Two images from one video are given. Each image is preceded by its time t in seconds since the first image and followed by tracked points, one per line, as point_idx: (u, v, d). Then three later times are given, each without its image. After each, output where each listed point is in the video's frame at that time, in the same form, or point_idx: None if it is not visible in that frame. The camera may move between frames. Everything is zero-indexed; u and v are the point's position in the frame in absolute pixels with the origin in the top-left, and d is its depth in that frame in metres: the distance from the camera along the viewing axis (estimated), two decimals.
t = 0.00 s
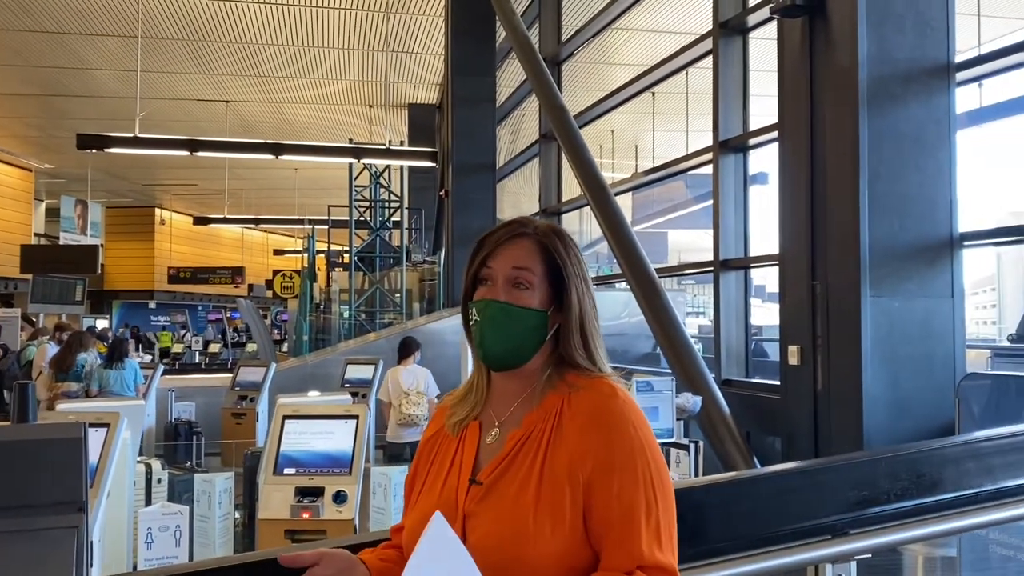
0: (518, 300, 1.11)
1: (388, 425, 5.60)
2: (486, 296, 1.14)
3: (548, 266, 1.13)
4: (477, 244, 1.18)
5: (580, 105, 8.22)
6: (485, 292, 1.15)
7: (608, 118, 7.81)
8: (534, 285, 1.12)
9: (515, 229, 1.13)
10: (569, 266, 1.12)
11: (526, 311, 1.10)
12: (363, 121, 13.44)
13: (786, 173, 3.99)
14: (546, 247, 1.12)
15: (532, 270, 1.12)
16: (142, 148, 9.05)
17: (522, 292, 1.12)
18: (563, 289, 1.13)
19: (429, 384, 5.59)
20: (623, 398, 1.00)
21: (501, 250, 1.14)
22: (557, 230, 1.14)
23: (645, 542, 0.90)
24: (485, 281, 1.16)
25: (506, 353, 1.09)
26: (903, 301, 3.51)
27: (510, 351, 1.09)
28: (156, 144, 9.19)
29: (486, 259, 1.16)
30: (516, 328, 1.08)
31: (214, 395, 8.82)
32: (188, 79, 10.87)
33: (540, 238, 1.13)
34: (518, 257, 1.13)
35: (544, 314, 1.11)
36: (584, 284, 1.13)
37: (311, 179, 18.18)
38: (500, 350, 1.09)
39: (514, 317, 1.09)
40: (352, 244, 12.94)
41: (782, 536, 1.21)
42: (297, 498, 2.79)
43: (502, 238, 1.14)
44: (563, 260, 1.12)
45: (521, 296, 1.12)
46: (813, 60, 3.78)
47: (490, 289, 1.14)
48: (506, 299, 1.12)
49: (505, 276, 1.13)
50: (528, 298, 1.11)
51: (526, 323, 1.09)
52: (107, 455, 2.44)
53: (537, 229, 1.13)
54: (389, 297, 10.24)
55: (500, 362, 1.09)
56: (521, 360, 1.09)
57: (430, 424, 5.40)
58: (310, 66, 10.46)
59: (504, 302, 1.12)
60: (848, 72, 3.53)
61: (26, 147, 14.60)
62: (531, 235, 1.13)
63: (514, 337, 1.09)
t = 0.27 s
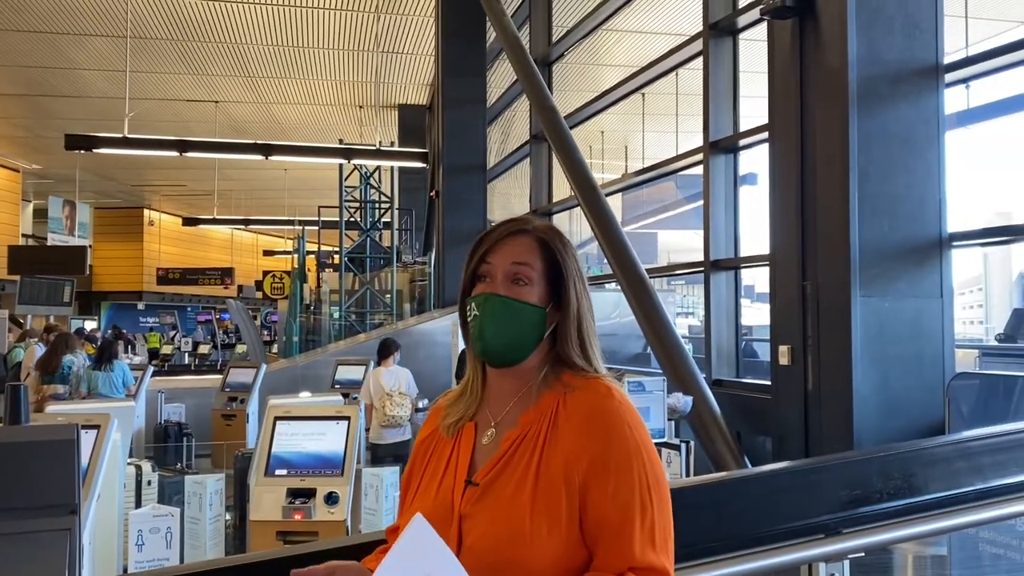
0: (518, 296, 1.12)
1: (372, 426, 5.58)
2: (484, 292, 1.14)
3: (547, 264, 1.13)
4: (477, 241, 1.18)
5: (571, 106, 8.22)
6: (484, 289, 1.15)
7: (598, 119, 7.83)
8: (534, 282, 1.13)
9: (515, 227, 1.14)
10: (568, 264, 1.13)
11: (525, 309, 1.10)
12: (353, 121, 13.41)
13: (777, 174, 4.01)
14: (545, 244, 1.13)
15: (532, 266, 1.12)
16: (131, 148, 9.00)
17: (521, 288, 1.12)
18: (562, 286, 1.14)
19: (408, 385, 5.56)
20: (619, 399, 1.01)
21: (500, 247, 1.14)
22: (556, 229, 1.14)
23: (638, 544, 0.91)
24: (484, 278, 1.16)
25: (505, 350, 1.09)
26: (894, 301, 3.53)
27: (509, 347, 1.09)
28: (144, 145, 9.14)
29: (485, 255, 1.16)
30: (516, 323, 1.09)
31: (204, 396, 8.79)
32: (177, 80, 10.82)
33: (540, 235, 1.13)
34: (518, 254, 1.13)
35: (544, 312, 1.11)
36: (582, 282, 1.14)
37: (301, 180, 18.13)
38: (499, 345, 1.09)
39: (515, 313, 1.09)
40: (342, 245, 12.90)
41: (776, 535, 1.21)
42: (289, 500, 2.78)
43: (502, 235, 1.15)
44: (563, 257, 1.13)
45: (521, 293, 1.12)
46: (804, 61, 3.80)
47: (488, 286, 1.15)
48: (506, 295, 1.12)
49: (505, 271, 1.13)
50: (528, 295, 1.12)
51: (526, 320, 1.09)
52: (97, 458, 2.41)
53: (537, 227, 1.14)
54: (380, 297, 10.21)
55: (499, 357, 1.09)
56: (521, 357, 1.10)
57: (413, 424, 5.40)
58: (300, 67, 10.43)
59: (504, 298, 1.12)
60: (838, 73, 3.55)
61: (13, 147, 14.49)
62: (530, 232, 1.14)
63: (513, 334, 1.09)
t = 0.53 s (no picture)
0: (519, 297, 1.12)
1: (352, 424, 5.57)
2: (483, 292, 1.14)
3: (547, 264, 1.13)
4: (478, 241, 1.18)
5: (565, 105, 8.23)
6: (483, 289, 1.15)
7: (592, 119, 7.84)
8: (535, 282, 1.12)
9: (516, 228, 1.14)
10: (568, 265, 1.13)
11: (526, 309, 1.10)
12: (347, 121, 13.39)
13: (771, 173, 4.01)
14: (545, 245, 1.13)
15: (533, 267, 1.12)
16: (125, 148, 8.97)
17: (522, 289, 1.12)
18: (561, 288, 1.14)
19: (391, 385, 5.58)
20: (616, 398, 1.01)
21: (501, 247, 1.14)
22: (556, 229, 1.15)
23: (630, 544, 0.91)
24: (484, 278, 1.16)
25: (505, 350, 1.09)
26: (887, 300, 3.54)
27: (508, 347, 1.09)
28: (137, 144, 9.11)
29: (485, 255, 1.16)
30: (516, 324, 1.08)
31: (198, 397, 8.77)
32: (170, 79, 10.79)
33: (541, 235, 1.13)
34: (519, 254, 1.13)
35: (543, 313, 1.11)
36: (581, 284, 1.14)
37: (295, 180, 18.09)
38: (498, 345, 1.09)
39: (514, 313, 1.09)
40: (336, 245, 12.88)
41: (773, 534, 1.22)
42: (284, 500, 2.76)
43: (504, 234, 1.14)
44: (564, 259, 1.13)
45: (522, 293, 1.12)
46: (798, 61, 3.81)
47: (489, 286, 1.14)
48: (507, 295, 1.12)
49: (505, 272, 1.13)
50: (529, 295, 1.12)
51: (526, 320, 1.09)
52: (90, 458, 2.39)
53: (537, 228, 1.14)
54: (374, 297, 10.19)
55: (498, 357, 1.09)
56: (520, 357, 1.10)
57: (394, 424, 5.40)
58: (293, 66, 10.41)
59: (505, 297, 1.12)
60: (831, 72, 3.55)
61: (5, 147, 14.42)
62: (531, 232, 1.14)
63: (513, 334, 1.09)
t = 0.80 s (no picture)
0: (513, 297, 1.11)
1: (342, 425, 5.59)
2: (479, 294, 1.13)
3: (542, 264, 1.13)
4: (471, 242, 1.18)
5: (563, 104, 8.22)
6: (479, 290, 1.15)
7: (591, 118, 7.83)
8: (529, 282, 1.12)
9: (509, 228, 1.13)
10: (563, 264, 1.13)
11: (521, 310, 1.10)
12: (345, 121, 13.38)
13: (770, 171, 4.01)
14: (539, 244, 1.13)
15: (527, 267, 1.12)
16: (122, 148, 8.96)
17: (517, 289, 1.12)
18: (557, 287, 1.14)
19: (383, 385, 5.59)
20: (614, 396, 1.00)
21: (495, 247, 1.14)
22: (551, 229, 1.14)
23: (630, 541, 0.90)
24: (479, 279, 1.16)
25: (501, 350, 1.09)
26: (886, 299, 3.54)
27: (504, 347, 1.08)
28: (135, 145, 9.10)
29: (479, 255, 1.16)
30: (512, 325, 1.08)
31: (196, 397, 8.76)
32: (167, 79, 10.77)
33: (534, 235, 1.13)
34: (513, 254, 1.13)
35: (539, 313, 1.11)
36: (576, 282, 1.14)
37: (293, 180, 18.08)
38: (495, 347, 1.08)
39: (510, 314, 1.09)
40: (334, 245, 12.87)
41: (772, 532, 1.21)
42: (283, 500, 2.76)
43: (497, 235, 1.14)
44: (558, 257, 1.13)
45: (517, 294, 1.12)
46: (796, 60, 3.81)
47: (483, 287, 1.14)
48: (501, 296, 1.12)
49: (500, 273, 1.13)
50: (524, 296, 1.12)
51: (522, 320, 1.09)
52: (89, 457, 2.38)
53: (531, 227, 1.14)
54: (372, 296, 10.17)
55: (494, 358, 1.09)
56: (517, 357, 1.10)
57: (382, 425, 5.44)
58: (290, 66, 10.40)
59: (500, 298, 1.12)
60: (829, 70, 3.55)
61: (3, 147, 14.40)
62: (524, 232, 1.13)
63: (509, 334, 1.09)
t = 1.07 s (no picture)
0: (510, 297, 1.11)
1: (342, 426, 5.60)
2: (477, 294, 1.14)
3: (540, 264, 1.13)
4: (469, 242, 1.18)
5: (566, 103, 8.22)
6: (477, 290, 1.15)
7: (594, 117, 7.82)
8: (527, 281, 1.12)
9: (507, 228, 1.14)
10: (560, 264, 1.13)
11: (519, 310, 1.10)
12: (348, 120, 13.38)
13: (773, 170, 4.01)
14: (536, 243, 1.13)
15: (524, 267, 1.12)
16: (126, 148, 8.97)
17: (515, 289, 1.12)
18: (555, 287, 1.14)
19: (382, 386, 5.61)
20: (613, 395, 1.00)
21: (493, 247, 1.14)
22: (548, 228, 1.15)
23: (629, 541, 0.91)
24: (477, 279, 1.16)
25: (499, 350, 1.09)
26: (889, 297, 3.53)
27: (503, 347, 1.09)
28: (138, 145, 9.11)
29: (477, 255, 1.16)
30: (510, 324, 1.08)
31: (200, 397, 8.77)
32: (170, 80, 10.78)
33: (532, 234, 1.13)
34: (511, 254, 1.13)
35: (537, 312, 1.11)
36: (573, 281, 1.14)
37: (296, 180, 18.09)
38: (493, 347, 1.09)
39: (508, 313, 1.09)
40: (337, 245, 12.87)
41: (774, 531, 1.21)
42: (286, 499, 2.76)
43: (495, 235, 1.14)
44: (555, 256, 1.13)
45: (515, 293, 1.12)
46: (798, 58, 3.80)
47: (482, 287, 1.14)
48: (499, 296, 1.12)
49: (498, 272, 1.13)
50: (522, 295, 1.12)
51: (520, 319, 1.09)
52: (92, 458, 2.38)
53: (529, 227, 1.14)
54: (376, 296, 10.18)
55: (492, 358, 1.09)
56: (515, 357, 1.10)
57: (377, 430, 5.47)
58: (293, 66, 10.40)
59: (498, 298, 1.12)
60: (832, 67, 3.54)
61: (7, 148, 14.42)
62: (522, 232, 1.13)
63: (507, 334, 1.09)
